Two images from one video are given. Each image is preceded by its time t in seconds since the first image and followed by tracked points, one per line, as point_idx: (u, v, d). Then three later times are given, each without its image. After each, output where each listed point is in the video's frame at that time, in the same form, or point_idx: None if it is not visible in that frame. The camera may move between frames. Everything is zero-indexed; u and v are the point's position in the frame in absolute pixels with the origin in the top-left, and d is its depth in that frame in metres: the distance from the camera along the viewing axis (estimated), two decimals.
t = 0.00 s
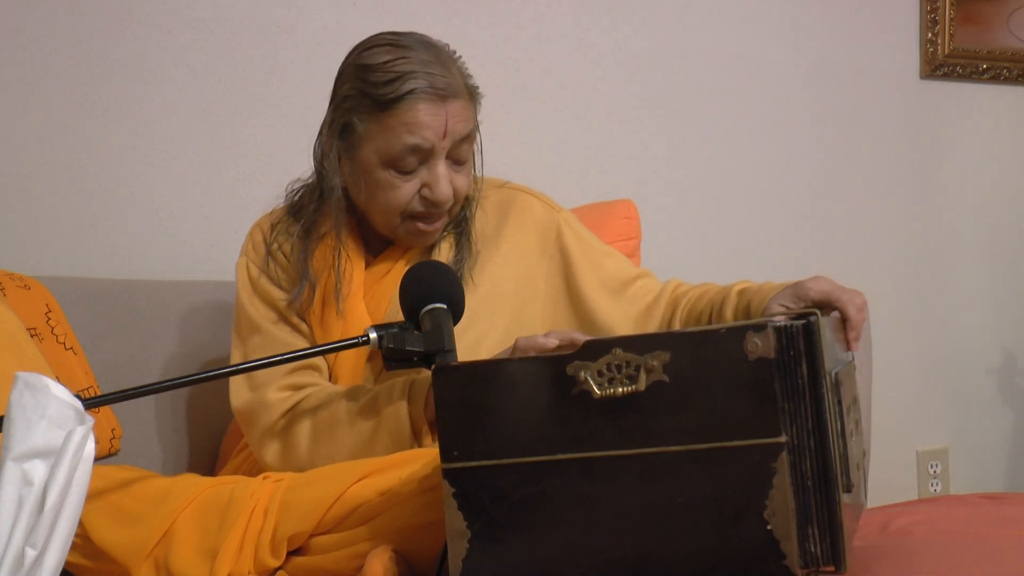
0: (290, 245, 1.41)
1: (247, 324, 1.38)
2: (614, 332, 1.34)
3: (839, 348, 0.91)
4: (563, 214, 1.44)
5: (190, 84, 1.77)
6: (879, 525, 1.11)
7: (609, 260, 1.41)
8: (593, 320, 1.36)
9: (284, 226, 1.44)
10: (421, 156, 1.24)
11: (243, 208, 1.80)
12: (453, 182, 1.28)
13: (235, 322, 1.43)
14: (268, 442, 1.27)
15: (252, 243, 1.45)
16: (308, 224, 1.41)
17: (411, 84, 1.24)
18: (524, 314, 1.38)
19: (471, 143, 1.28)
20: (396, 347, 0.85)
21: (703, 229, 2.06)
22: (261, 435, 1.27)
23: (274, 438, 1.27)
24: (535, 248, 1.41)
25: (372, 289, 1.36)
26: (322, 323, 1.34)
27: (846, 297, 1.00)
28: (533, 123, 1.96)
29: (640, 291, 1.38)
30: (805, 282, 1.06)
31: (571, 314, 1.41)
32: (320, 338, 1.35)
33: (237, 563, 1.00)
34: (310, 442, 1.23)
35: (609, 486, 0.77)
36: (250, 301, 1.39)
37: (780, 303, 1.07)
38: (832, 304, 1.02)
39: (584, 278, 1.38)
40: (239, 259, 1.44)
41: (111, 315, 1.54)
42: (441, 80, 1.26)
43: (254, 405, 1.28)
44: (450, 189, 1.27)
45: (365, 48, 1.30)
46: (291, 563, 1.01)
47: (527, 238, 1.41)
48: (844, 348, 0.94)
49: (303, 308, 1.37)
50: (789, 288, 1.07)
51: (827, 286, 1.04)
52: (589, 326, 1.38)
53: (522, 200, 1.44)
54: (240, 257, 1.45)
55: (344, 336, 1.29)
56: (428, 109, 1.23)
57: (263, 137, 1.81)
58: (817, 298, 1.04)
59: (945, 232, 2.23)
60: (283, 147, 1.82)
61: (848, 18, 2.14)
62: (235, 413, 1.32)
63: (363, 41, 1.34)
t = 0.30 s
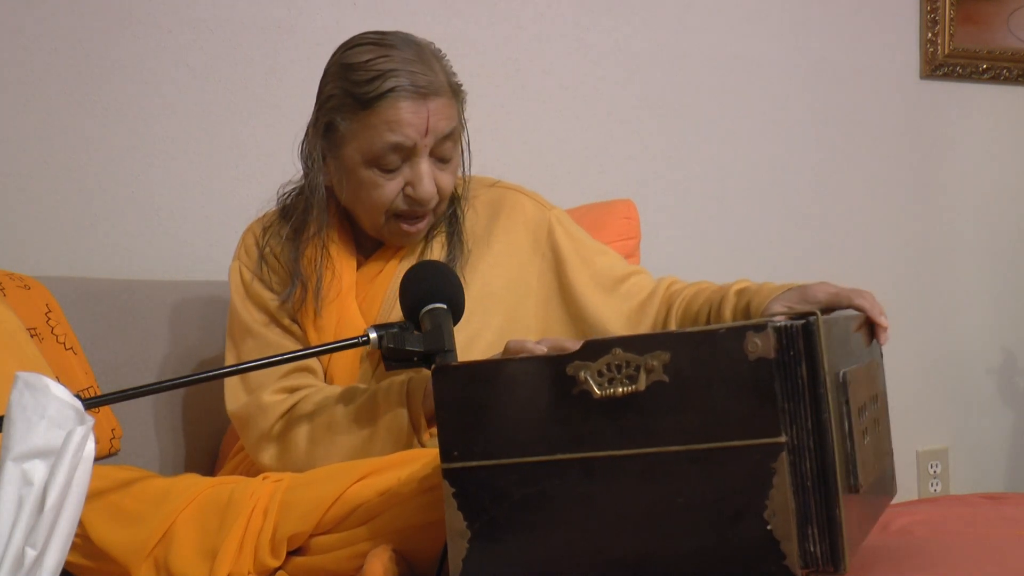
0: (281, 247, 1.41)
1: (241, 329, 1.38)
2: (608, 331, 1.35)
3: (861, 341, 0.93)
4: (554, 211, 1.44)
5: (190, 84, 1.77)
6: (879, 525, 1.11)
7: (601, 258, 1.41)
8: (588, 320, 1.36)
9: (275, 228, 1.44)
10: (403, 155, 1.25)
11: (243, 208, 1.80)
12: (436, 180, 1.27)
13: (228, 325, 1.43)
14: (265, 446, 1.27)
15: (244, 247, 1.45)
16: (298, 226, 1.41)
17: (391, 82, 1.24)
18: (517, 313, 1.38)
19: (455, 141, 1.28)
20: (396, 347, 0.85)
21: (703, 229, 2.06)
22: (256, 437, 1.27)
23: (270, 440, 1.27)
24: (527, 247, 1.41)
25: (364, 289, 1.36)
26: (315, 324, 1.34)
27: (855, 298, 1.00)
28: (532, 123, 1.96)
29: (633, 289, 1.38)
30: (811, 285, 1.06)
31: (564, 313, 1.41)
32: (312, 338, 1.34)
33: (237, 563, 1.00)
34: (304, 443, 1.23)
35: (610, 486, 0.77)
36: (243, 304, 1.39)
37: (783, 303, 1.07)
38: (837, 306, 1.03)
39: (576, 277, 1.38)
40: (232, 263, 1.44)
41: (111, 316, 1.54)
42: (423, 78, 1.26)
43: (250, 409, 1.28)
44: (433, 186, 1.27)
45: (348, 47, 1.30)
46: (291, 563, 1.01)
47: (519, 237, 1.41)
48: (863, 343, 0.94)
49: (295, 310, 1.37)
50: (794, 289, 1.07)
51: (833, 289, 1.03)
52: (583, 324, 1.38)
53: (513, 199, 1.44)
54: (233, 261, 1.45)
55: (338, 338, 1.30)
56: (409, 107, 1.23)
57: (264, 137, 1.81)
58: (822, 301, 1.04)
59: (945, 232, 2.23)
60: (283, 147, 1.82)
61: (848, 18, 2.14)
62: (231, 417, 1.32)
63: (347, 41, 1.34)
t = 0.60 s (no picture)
0: (285, 246, 1.41)
1: (246, 329, 1.38)
2: (610, 331, 1.34)
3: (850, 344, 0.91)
4: (558, 213, 1.44)
5: (190, 84, 1.77)
6: (879, 525, 1.11)
7: (604, 259, 1.41)
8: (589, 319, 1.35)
9: (279, 228, 1.44)
10: (404, 154, 1.24)
11: (243, 208, 1.80)
12: (437, 180, 1.27)
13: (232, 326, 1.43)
14: (266, 445, 1.27)
15: (247, 247, 1.45)
16: (301, 224, 1.41)
17: (394, 81, 1.24)
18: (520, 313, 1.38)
19: (457, 142, 1.28)
20: (396, 347, 0.85)
21: (703, 229, 2.06)
22: (258, 438, 1.27)
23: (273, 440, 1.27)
24: (531, 247, 1.41)
25: (368, 288, 1.36)
26: (318, 322, 1.33)
27: (851, 295, 1.00)
28: (532, 123, 1.96)
29: (637, 290, 1.38)
30: (808, 281, 1.06)
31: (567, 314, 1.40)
32: (315, 334, 1.34)
33: (237, 563, 1.00)
34: (306, 442, 1.23)
35: (610, 486, 0.77)
36: (247, 303, 1.39)
37: (782, 302, 1.06)
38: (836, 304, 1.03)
39: (579, 278, 1.38)
40: (235, 262, 1.44)
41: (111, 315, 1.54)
42: (425, 78, 1.26)
43: (251, 409, 1.28)
44: (434, 187, 1.26)
45: (351, 46, 1.30)
46: (291, 563, 1.01)
47: (523, 238, 1.41)
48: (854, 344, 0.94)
49: (299, 308, 1.37)
50: (791, 287, 1.07)
51: (831, 284, 1.04)
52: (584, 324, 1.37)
53: (517, 200, 1.44)
54: (237, 261, 1.45)
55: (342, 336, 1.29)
56: (410, 107, 1.23)
57: (263, 137, 1.81)
58: (821, 297, 1.04)
59: (945, 232, 2.23)
60: (283, 147, 1.82)
61: (848, 18, 2.14)
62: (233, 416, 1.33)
63: (351, 40, 1.34)
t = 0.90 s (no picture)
0: (291, 244, 1.41)
1: (249, 328, 1.38)
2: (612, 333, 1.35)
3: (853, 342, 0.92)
4: (563, 216, 1.44)
5: (190, 84, 1.77)
6: (879, 525, 1.11)
7: (609, 262, 1.41)
8: (592, 322, 1.36)
9: (286, 226, 1.44)
10: (413, 153, 1.24)
11: (243, 208, 1.80)
12: (444, 181, 1.27)
13: (236, 323, 1.43)
14: (268, 447, 1.27)
15: (253, 244, 1.45)
16: (309, 223, 1.41)
17: (406, 80, 1.24)
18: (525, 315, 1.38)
19: (467, 144, 1.28)
20: (396, 347, 0.84)
21: (703, 229, 2.06)
22: (259, 439, 1.27)
23: (274, 442, 1.27)
24: (536, 250, 1.41)
25: (373, 289, 1.36)
26: (324, 321, 1.33)
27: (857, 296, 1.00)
28: (532, 123, 1.96)
29: (641, 293, 1.38)
30: (812, 285, 1.07)
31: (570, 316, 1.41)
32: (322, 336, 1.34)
33: (237, 563, 1.00)
34: (308, 444, 1.23)
35: (610, 485, 0.77)
36: (252, 300, 1.39)
37: (784, 302, 1.07)
38: (839, 304, 1.03)
39: (584, 281, 1.39)
40: (241, 259, 1.44)
41: (111, 316, 1.54)
42: (438, 79, 1.26)
43: (252, 410, 1.28)
44: (441, 187, 1.26)
45: (367, 43, 1.31)
46: (291, 563, 1.01)
47: (528, 241, 1.41)
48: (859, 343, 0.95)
49: (304, 306, 1.37)
50: (794, 289, 1.07)
51: (834, 288, 1.05)
52: (587, 326, 1.38)
53: (523, 203, 1.44)
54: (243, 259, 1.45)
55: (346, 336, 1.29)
56: (421, 106, 1.23)
57: (263, 137, 1.81)
58: (824, 300, 1.05)
59: (945, 232, 2.23)
60: (283, 148, 1.82)
61: (848, 18, 2.14)
62: (235, 417, 1.33)
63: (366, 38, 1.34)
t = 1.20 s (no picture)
0: (291, 245, 1.41)
1: (247, 328, 1.38)
2: (613, 333, 1.35)
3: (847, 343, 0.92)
4: (563, 216, 1.44)
5: (190, 84, 1.77)
6: (879, 526, 1.11)
7: (609, 262, 1.41)
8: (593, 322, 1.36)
9: (286, 227, 1.44)
10: (409, 150, 1.24)
11: (243, 208, 1.80)
12: (442, 179, 1.27)
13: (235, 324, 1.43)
14: (267, 448, 1.27)
15: (253, 245, 1.45)
16: (308, 224, 1.41)
17: (402, 77, 1.24)
18: (525, 316, 1.38)
19: (464, 141, 1.28)
20: (396, 347, 0.84)
21: (703, 229, 2.06)
22: (258, 441, 1.28)
23: (273, 443, 1.27)
24: (536, 251, 1.41)
25: (373, 291, 1.36)
26: (323, 322, 1.33)
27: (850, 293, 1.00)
28: (532, 123, 1.96)
29: (642, 293, 1.38)
30: (808, 280, 1.07)
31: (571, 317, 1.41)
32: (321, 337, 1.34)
33: (237, 563, 1.00)
34: (307, 445, 1.24)
35: (610, 485, 0.77)
36: (251, 302, 1.39)
37: (782, 301, 1.07)
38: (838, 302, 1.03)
39: (584, 282, 1.39)
40: (240, 260, 1.44)
41: (111, 316, 1.54)
42: (434, 75, 1.26)
43: (252, 411, 1.28)
44: (438, 185, 1.26)
45: (363, 41, 1.31)
46: (291, 563, 1.01)
47: (528, 241, 1.41)
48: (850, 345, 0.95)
49: (303, 308, 1.37)
50: (791, 286, 1.07)
51: (830, 284, 1.04)
52: (587, 327, 1.38)
53: (522, 203, 1.44)
54: (242, 260, 1.45)
55: (347, 335, 1.29)
56: (417, 102, 1.23)
57: (263, 137, 1.81)
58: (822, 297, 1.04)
59: (945, 232, 2.23)
60: (284, 148, 1.82)
61: (848, 18, 2.14)
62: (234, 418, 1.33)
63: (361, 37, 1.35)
